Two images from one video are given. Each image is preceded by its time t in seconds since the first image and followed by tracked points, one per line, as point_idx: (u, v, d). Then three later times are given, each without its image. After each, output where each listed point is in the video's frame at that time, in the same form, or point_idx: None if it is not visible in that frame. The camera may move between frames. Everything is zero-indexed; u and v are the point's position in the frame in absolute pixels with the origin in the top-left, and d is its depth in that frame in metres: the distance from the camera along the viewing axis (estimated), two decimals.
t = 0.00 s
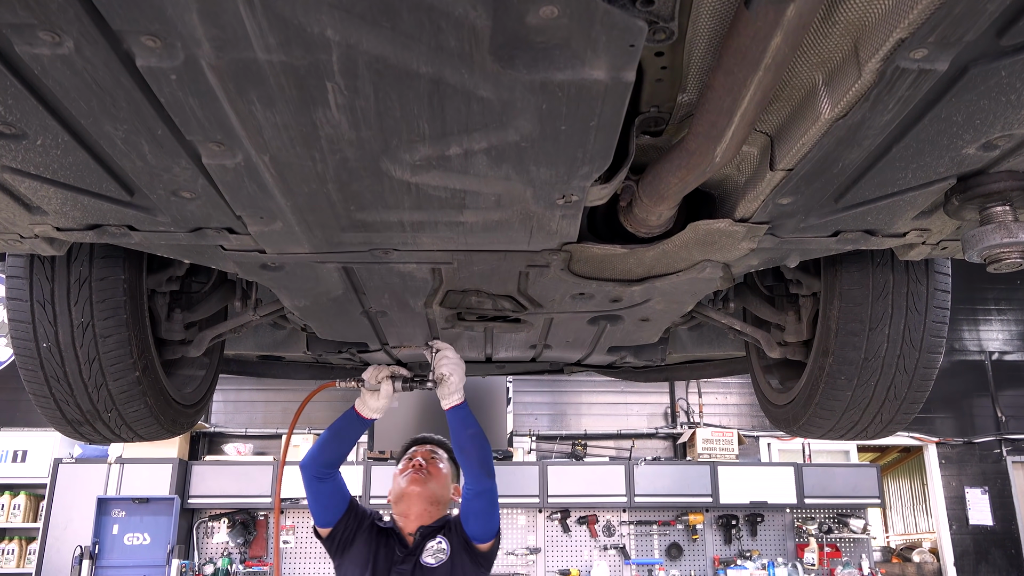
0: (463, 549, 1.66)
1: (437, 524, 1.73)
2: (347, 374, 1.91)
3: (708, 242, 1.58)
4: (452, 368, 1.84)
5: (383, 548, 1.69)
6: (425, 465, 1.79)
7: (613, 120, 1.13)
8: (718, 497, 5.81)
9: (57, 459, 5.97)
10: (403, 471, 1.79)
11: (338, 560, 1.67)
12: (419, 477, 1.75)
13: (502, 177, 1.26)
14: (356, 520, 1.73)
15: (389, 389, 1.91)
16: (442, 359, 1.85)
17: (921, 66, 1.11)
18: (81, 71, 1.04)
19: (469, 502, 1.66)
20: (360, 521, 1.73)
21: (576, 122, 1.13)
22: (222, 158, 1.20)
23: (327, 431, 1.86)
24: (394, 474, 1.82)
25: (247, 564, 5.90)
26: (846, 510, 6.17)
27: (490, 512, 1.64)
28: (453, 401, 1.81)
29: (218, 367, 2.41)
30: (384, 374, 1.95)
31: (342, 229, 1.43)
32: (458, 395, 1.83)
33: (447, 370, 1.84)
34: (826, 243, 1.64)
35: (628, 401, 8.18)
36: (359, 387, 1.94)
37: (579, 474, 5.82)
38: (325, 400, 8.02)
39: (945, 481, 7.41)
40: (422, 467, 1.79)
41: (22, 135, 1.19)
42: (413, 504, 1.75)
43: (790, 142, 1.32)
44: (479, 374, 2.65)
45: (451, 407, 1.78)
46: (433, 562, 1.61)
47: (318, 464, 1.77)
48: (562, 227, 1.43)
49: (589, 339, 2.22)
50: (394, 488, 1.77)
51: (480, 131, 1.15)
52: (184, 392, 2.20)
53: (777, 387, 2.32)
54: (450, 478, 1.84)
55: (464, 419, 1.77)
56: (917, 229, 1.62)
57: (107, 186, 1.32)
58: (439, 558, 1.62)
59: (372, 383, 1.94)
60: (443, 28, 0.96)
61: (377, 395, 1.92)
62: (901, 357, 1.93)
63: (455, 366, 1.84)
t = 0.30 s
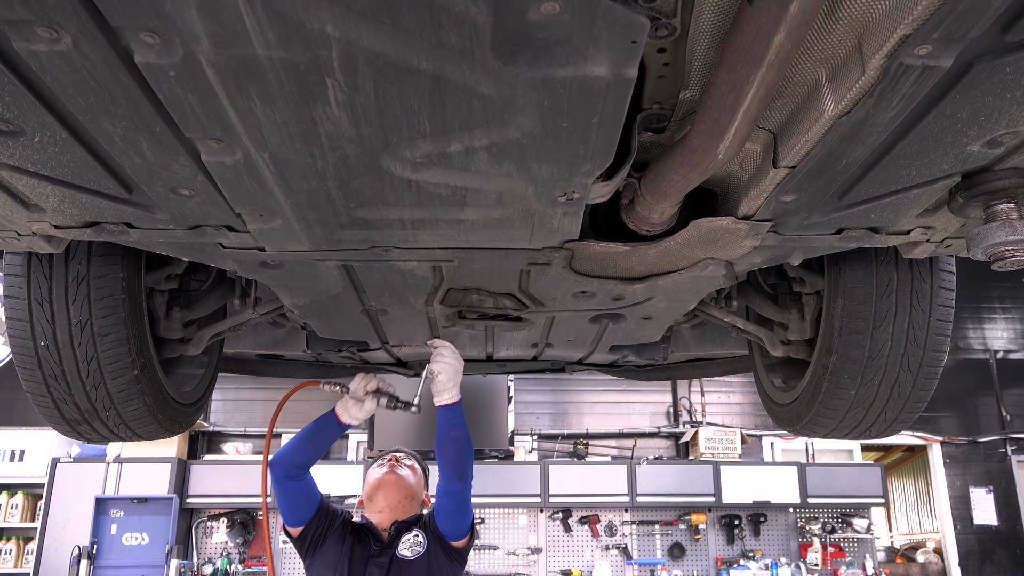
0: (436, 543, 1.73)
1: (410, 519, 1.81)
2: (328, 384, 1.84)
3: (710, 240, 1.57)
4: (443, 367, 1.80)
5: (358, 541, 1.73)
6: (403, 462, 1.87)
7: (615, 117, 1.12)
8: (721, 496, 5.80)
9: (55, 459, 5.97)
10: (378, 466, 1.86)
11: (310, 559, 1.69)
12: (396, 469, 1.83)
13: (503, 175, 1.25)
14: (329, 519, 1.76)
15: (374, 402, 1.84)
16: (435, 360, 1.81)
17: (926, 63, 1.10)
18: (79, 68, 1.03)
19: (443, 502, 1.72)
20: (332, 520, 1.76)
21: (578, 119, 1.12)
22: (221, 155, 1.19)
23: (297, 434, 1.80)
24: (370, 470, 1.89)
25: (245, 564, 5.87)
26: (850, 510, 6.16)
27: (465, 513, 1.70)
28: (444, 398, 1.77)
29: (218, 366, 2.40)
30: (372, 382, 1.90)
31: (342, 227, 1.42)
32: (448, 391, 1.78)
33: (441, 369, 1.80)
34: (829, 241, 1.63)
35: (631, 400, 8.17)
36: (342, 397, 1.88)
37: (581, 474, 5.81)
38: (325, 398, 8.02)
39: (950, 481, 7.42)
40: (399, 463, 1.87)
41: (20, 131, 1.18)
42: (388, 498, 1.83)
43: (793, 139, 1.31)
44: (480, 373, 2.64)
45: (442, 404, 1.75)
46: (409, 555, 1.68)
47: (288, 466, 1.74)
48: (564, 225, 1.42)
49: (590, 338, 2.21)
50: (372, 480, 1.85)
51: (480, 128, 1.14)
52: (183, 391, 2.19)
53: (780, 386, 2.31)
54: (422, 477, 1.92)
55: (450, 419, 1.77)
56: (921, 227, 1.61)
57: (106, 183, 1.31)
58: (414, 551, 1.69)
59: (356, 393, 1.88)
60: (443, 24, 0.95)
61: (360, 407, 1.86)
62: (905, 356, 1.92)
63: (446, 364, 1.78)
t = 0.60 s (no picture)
0: (455, 539, 1.77)
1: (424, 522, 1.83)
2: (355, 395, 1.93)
3: (713, 237, 1.56)
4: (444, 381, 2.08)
5: (384, 542, 1.70)
6: (411, 465, 1.81)
7: (617, 113, 1.11)
8: (724, 496, 5.78)
9: (52, 458, 5.97)
10: (384, 475, 1.79)
11: (340, 567, 1.62)
12: (407, 475, 1.78)
13: (504, 172, 1.24)
14: (357, 526, 1.69)
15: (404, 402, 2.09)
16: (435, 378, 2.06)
17: (930, 59, 1.09)
18: (77, 64, 1.02)
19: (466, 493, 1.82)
20: (359, 525, 1.69)
21: (580, 115, 1.11)
22: (220, 152, 1.18)
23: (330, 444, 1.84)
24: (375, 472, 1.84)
25: (244, 564, 5.90)
26: (853, 509, 6.14)
27: (485, 501, 1.80)
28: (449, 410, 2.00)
29: (217, 365, 2.39)
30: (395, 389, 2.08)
31: (342, 225, 1.41)
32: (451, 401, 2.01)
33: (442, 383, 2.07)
34: (833, 238, 1.61)
35: (632, 398, 8.16)
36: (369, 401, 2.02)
37: (582, 474, 5.80)
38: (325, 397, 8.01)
39: (955, 480, 7.44)
40: (407, 466, 1.81)
41: (17, 128, 1.17)
42: (400, 505, 1.79)
43: (797, 136, 1.29)
44: (480, 372, 2.63)
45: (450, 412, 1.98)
46: (437, 556, 1.67)
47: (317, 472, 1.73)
48: (565, 222, 1.41)
49: (592, 337, 2.20)
50: (381, 486, 1.78)
51: (481, 125, 1.13)
52: (182, 390, 2.18)
53: (784, 385, 2.30)
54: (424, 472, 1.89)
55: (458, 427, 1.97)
56: (925, 224, 1.60)
57: (104, 180, 1.30)
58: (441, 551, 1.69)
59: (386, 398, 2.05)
60: (444, 20, 0.94)
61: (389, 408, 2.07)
62: (909, 355, 1.91)
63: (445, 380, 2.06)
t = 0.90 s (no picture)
0: (408, 547, 1.76)
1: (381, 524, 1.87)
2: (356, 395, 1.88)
3: (715, 235, 1.55)
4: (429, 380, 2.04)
5: (336, 540, 1.74)
6: (369, 468, 1.86)
7: (619, 111, 1.10)
8: (726, 495, 5.78)
9: (51, 458, 5.96)
10: (342, 477, 1.85)
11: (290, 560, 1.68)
12: (364, 480, 1.84)
13: (505, 169, 1.24)
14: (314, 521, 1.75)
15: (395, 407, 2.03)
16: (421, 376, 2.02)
17: (934, 56, 1.08)
18: (75, 61, 1.01)
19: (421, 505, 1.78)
20: (316, 521, 1.75)
21: (581, 112, 1.10)
22: (219, 149, 1.18)
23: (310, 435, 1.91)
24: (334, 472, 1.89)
25: (243, 565, 5.87)
26: (857, 509, 6.13)
27: (439, 513, 1.76)
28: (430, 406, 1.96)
29: (216, 363, 2.39)
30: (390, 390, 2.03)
31: (342, 222, 1.40)
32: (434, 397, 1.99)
33: (428, 379, 2.03)
34: (836, 236, 1.60)
35: (634, 397, 8.15)
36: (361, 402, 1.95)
37: (584, 473, 5.79)
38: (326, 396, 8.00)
39: (958, 480, 7.45)
40: (366, 470, 1.85)
41: (15, 125, 1.16)
42: (357, 506, 1.86)
43: (800, 133, 1.28)
44: (481, 371, 2.62)
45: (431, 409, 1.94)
46: (384, 559, 1.69)
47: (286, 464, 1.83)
48: (567, 220, 1.40)
49: (594, 335, 2.19)
50: (338, 488, 1.84)
51: (483, 122, 1.12)
52: (180, 389, 2.18)
53: (787, 383, 2.29)
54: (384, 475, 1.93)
55: (435, 424, 1.94)
56: (929, 222, 1.59)
57: (102, 177, 1.30)
58: (388, 554, 1.70)
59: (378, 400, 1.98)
60: (445, 16, 0.93)
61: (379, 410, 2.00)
62: (913, 353, 1.90)
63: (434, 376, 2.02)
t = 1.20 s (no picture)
0: (414, 546, 1.61)
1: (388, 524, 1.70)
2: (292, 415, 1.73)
3: (718, 233, 1.53)
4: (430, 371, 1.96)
5: (334, 545, 1.60)
6: (372, 467, 1.69)
7: (620, 107, 1.09)
8: (729, 494, 5.78)
9: (49, 457, 5.95)
10: (344, 477, 1.68)
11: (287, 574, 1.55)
12: (367, 481, 1.67)
13: (506, 167, 1.23)
14: (301, 533, 1.61)
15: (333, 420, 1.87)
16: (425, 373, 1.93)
17: (938, 52, 1.07)
18: (73, 57, 1.00)
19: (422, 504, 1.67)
20: (306, 531, 1.62)
21: (583, 109, 1.09)
22: (218, 146, 1.17)
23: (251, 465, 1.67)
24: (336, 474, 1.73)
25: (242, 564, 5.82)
26: (860, 509, 6.11)
27: (442, 513, 1.62)
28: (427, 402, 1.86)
29: (216, 361, 2.40)
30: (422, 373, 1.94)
31: (342, 219, 1.39)
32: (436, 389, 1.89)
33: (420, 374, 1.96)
34: (840, 234, 1.59)
35: (636, 396, 8.15)
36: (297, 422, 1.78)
37: (586, 472, 5.79)
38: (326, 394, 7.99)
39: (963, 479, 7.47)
40: (370, 470, 1.69)
41: (12, 122, 1.15)
42: (362, 506, 1.69)
43: (803, 130, 1.27)
44: (482, 369, 2.61)
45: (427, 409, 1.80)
46: (390, 557, 1.54)
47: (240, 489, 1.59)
48: (568, 218, 1.39)
49: (595, 334, 2.18)
50: (340, 491, 1.68)
51: (483, 119, 1.11)
52: (179, 388, 2.17)
53: (790, 382, 2.28)
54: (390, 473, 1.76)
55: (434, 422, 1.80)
56: (933, 220, 1.58)
57: (100, 175, 1.29)
58: (394, 554, 1.55)
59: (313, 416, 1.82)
60: (446, 13, 0.92)
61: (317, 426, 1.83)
62: (916, 352, 1.89)
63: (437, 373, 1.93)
